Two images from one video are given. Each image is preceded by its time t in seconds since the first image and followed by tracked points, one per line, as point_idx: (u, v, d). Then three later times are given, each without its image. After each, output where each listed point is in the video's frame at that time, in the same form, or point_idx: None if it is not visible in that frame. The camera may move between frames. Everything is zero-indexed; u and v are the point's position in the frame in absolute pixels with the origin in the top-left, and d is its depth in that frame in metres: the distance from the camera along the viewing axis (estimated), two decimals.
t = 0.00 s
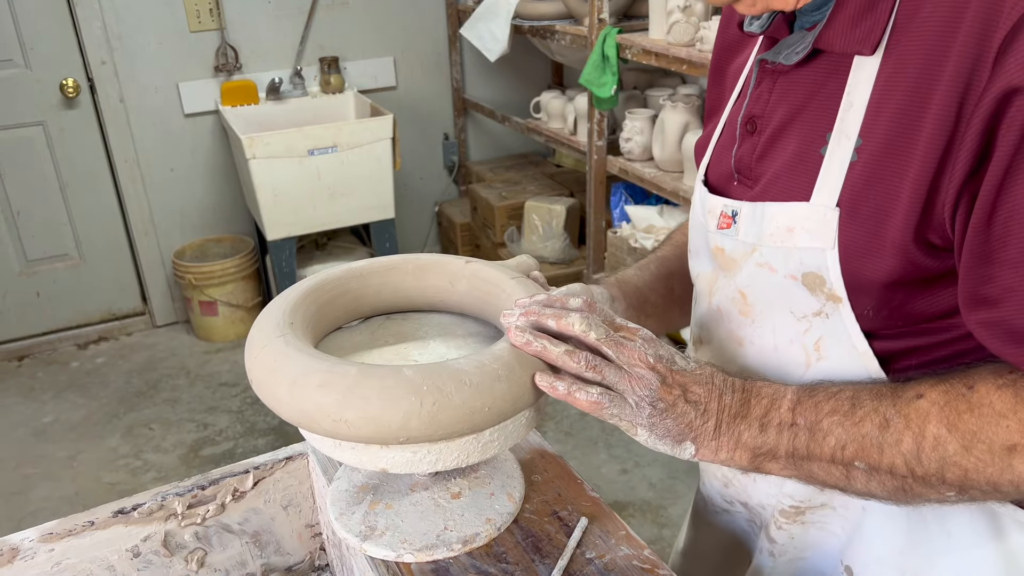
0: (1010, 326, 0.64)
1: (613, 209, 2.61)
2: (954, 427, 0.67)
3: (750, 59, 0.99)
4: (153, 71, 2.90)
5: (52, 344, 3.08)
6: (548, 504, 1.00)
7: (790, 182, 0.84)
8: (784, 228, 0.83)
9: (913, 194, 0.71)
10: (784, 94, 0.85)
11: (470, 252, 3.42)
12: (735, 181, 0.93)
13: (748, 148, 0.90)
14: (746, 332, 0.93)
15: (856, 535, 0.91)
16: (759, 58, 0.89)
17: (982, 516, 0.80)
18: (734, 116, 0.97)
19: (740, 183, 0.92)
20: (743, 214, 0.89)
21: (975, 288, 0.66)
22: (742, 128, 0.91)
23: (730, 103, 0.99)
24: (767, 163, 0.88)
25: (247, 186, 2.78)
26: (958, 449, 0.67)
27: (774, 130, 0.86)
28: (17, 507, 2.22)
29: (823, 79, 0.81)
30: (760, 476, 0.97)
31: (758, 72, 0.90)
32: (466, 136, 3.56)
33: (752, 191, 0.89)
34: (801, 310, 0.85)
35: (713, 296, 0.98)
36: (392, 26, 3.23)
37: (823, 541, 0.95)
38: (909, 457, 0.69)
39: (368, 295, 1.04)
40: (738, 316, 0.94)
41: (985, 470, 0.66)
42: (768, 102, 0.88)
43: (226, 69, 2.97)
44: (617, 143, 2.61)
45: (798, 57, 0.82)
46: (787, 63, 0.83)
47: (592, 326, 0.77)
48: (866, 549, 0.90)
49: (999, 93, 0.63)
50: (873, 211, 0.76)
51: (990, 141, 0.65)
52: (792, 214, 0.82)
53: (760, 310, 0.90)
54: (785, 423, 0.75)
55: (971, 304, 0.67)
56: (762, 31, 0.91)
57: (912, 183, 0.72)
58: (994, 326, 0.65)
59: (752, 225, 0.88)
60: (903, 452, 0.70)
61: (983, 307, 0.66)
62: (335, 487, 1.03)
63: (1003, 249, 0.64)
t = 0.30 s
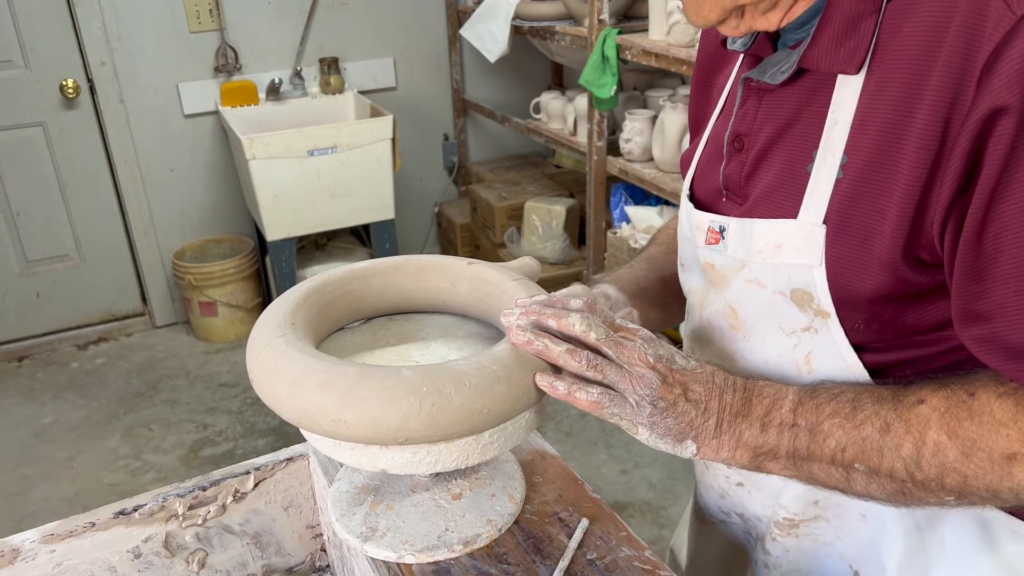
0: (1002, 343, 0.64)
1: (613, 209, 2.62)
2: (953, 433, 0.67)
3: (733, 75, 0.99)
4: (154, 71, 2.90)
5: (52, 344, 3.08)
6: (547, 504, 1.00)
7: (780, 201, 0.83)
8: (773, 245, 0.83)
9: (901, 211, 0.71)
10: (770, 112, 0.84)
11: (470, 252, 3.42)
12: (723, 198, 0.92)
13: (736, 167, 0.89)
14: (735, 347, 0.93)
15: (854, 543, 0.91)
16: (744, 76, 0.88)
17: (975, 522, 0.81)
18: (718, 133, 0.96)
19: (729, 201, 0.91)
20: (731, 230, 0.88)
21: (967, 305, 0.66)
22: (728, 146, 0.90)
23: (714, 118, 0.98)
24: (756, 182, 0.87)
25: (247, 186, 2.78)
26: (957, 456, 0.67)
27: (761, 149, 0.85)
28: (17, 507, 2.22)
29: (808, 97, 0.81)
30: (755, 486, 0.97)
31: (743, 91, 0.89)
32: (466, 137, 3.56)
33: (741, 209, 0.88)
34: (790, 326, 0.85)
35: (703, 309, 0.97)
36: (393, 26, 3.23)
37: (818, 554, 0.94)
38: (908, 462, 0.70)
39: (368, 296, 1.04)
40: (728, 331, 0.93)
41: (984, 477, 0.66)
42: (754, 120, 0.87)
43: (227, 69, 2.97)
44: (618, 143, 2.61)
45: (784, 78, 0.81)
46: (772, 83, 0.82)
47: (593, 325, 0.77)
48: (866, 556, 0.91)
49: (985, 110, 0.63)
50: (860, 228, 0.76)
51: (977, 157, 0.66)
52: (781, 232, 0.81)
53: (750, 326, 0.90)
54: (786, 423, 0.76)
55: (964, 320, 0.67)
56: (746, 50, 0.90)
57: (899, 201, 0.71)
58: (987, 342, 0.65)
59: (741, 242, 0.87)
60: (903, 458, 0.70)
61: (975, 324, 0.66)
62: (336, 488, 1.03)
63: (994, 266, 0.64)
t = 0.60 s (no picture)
0: (1000, 330, 0.63)
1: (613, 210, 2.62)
2: (961, 426, 0.66)
3: (738, 59, 0.99)
4: (153, 72, 2.90)
5: (52, 345, 3.08)
6: (548, 506, 1.00)
7: (774, 182, 0.83)
8: (765, 226, 0.83)
9: (895, 195, 0.71)
10: (771, 93, 0.85)
11: (470, 252, 3.42)
12: (722, 179, 0.92)
13: (733, 147, 0.90)
14: (728, 328, 0.94)
15: (833, 532, 0.91)
16: (746, 57, 0.89)
17: (959, 517, 0.82)
18: (722, 116, 0.97)
19: (727, 182, 0.91)
20: (726, 212, 0.89)
21: (964, 292, 0.65)
22: (728, 127, 0.91)
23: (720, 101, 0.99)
24: (753, 163, 0.87)
25: (247, 187, 2.78)
26: (966, 449, 0.66)
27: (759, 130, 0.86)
28: (16, 508, 2.22)
29: (808, 78, 0.81)
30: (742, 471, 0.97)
31: (745, 72, 0.90)
32: (466, 137, 3.56)
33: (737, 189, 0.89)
34: (780, 307, 0.86)
35: (698, 291, 0.98)
36: (393, 26, 3.23)
37: (798, 537, 0.95)
38: (916, 457, 0.69)
39: (370, 297, 1.04)
40: (721, 312, 0.94)
41: (995, 469, 0.65)
42: (755, 101, 0.87)
43: (226, 70, 2.97)
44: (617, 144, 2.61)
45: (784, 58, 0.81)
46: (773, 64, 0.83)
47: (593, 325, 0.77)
48: (840, 544, 0.91)
49: (983, 93, 0.62)
50: (854, 211, 0.75)
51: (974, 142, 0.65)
52: (773, 212, 0.82)
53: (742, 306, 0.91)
54: (792, 420, 0.76)
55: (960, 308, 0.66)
56: (750, 32, 0.90)
57: (893, 184, 0.71)
58: (983, 330, 0.64)
59: (735, 223, 0.88)
60: (911, 453, 0.69)
61: (972, 312, 0.65)
62: (337, 490, 1.03)
63: (991, 252, 0.63)
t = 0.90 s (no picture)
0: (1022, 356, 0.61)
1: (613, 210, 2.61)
2: (973, 446, 0.66)
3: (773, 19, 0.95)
4: (154, 72, 2.90)
5: (52, 345, 3.08)
6: (549, 506, 1.00)
7: (794, 159, 0.82)
8: (780, 204, 0.82)
9: (922, 196, 0.70)
10: (802, 65, 0.83)
11: (470, 253, 3.42)
12: (742, 146, 0.91)
13: (759, 114, 0.88)
14: (727, 302, 0.93)
15: (792, 518, 0.92)
16: (784, 21, 0.85)
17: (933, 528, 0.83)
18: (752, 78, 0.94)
19: (746, 149, 0.90)
20: (744, 182, 0.87)
21: (988, 313, 0.63)
22: (755, 93, 0.89)
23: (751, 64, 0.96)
24: (774, 134, 0.86)
25: (248, 187, 2.78)
26: (975, 470, 0.66)
27: (784, 103, 0.84)
28: (17, 508, 2.22)
29: (844, 54, 0.78)
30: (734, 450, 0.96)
31: (779, 36, 0.87)
32: (467, 137, 3.56)
33: (755, 159, 0.88)
34: (782, 288, 0.84)
35: (702, 262, 0.96)
36: (393, 26, 3.23)
37: (770, 521, 0.95)
38: (923, 475, 0.69)
39: (362, 300, 1.04)
40: (722, 285, 0.93)
41: (1002, 493, 0.66)
42: (785, 71, 0.85)
43: (227, 70, 2.97)
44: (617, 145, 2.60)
45: (822, 32, 0.79)
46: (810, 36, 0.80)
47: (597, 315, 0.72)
48: (799, 535, 0.91)
49: None
50: (874, 207, 0.74)
51: (1017, 159, 0.62)
52: (790, 191, 0.81)
53: (745, 282, 0.90)
54: (795, 430, 0.73)
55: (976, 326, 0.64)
56: None
57: (922, 186, 0.69)
58: (1004, 353, 0.62)
59: (750, 196, 0.86)
60: (918, 471, 0.69)
61: (993, 333, 0.63)
62: (337, 490, 1.03)
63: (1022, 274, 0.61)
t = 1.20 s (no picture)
0: None
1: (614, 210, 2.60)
2: (972, 505, 0.66)
3: (815, 29, 0.94)
4: (154, 71, 2.90)
5: (53, 345, 3.08)
6: (549, 507, 1.00)
7: (830, 182, 0.81)
8: (812, 229, 0.81)
9: (963, 236, 0.69)
10: (846, 83, 0.82)
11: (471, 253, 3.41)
12: (777, 160, 0.91)
13: (796, 129, 0.88)
14: (748, 323, 0.93)
15: (803, 551, 0.92)
16: (828, 33, 0.84)
17: None
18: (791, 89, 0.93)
19: (781, 164, 0.90)
20: (775, 200, 0.87)
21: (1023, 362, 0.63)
22: (793, 106, 0.88)
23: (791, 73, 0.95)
24: (811, 153, 0.86)
25: (249, 186, 2.78)
26: (972, 529, 0.66)
27: (824, 121, 0.83)
28: (17, 508, 2.22)
29: (891, 74, 0.77)
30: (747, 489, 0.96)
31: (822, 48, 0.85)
32: (468, 137, 3.56)
33: (791, 177, 0.87)
34: (806, 317, 0.84)
35: (726, 279, 0.96)
36: (393, 26, 3.22)
37: (781, 552, 0.95)
38: (916, 528, 0.68)
39: (358, 300, 1.03)
40: (745, 306, 0.93)
41: (998, 554, 0.65)
42: (827, 86, 0.84)
43: (228, 70, 2.97)
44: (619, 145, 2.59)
45: (871, 47, 0.78)
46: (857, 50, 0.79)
47: (566, 348, 0.79)
48: (812, 567, 0.91)
49: None
50: (912, 242, 0.73)
51: None
52: (824, 217, 0.80)
53: (768, 305, 0.89)
54: (786, 467, 0.74)
55: (1006, 371, 0.65)
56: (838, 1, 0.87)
57: (963, 225, 0.69)
58: None
59: (782, 217, 0.86)
60: (912, 524, 0.69)
61: None
62: (336, 491, 1.03)
63: None
